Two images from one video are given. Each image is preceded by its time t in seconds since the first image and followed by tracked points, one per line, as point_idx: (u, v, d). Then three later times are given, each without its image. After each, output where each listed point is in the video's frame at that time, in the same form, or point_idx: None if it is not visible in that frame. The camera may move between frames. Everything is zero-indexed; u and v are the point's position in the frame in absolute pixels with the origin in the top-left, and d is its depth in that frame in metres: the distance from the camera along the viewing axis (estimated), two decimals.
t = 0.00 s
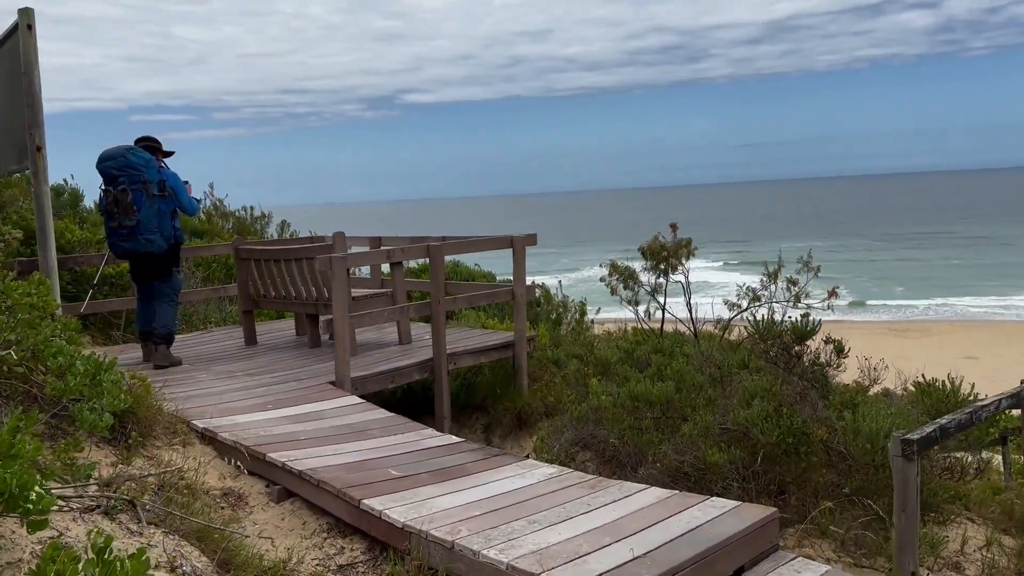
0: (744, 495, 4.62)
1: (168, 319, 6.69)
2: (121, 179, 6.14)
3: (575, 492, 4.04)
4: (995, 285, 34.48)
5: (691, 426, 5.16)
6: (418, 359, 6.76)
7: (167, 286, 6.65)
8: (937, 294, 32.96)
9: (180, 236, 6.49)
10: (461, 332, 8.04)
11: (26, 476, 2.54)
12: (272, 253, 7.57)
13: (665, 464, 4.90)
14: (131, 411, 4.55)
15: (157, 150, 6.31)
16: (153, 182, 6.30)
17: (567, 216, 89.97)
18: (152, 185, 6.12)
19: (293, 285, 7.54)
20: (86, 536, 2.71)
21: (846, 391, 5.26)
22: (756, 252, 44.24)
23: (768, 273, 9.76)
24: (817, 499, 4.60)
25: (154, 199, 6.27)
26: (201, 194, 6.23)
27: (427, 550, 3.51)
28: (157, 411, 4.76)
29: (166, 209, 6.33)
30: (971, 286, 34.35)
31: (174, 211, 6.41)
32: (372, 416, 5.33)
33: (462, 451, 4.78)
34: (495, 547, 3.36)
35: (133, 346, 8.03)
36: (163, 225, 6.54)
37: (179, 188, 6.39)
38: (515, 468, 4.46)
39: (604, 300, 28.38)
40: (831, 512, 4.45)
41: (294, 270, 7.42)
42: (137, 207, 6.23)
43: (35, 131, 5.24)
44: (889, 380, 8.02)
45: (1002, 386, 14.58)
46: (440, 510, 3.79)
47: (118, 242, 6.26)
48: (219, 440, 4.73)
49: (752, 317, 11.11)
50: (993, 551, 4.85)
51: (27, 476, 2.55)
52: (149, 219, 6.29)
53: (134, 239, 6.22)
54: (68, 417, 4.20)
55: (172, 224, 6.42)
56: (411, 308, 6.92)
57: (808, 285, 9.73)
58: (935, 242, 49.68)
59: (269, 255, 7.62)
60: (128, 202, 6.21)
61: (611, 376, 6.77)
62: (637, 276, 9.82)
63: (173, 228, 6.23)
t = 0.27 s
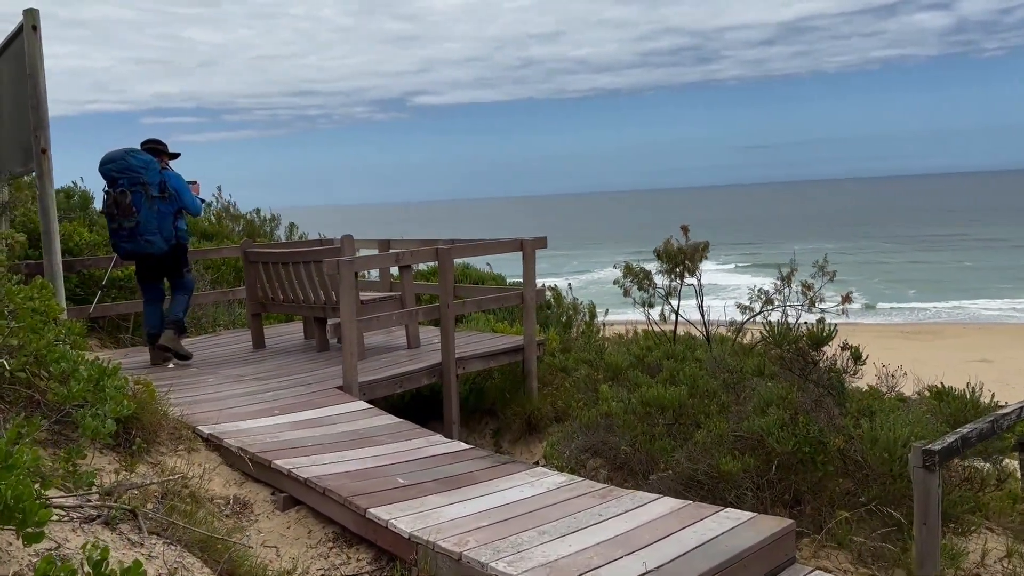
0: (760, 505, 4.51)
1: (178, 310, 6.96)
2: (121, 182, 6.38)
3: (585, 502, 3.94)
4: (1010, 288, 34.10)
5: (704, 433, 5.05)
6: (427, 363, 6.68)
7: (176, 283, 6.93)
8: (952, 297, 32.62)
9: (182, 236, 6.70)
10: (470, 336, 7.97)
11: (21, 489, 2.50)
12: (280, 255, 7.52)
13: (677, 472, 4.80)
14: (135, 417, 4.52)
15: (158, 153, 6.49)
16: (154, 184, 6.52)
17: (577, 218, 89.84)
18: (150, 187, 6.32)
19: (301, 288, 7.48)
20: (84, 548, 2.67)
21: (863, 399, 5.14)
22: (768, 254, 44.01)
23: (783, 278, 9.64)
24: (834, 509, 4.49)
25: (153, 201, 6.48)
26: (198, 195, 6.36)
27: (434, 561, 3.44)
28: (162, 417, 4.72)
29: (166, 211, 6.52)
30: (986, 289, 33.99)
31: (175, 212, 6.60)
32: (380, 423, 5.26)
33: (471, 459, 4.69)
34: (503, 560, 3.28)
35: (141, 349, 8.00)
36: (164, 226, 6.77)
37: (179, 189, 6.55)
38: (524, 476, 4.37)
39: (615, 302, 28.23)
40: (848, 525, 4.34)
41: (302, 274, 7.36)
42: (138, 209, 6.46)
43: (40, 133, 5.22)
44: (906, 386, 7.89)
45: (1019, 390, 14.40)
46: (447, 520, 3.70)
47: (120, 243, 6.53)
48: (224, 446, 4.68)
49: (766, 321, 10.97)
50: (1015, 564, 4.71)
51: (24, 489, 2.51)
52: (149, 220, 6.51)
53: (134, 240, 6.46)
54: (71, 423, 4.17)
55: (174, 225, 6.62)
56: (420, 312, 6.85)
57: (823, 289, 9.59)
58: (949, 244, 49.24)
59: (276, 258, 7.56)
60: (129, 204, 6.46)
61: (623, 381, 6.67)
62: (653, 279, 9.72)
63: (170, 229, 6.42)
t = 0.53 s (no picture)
0: (776, 514, 4.41)
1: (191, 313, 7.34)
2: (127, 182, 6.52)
3: (598, 510, 3.84)
4: None
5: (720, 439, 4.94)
6: (436, 367, 6.59)
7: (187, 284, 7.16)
8: (964, 299, 32.34)
9: (189, 235, 6.77)
10: (480, 340, 7.88)
11: (19, 498, 2.42)
12: (288, 258, 7.46)
13: (691, 480, 4.70)
14: (140, 422, 4.45)
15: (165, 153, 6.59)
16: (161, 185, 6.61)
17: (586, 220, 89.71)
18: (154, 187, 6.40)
19: (309, 291, 7.42)
20: (84, 561, 2.59)
21: (882, 405, 5.02)
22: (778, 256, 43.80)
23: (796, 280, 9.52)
24: (853, 518, 4.38)
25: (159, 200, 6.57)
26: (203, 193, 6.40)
27: (444, 572, 3.35)
28: (167, 422, 4.66)
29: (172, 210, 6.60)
30: (999, 291, 33.69)
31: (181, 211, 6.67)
32: (389, 428, 5.17)
33: (481, 465, 4.60)
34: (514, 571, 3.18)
35: (149, 353, 7.95)
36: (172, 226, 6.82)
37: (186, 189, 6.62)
38: (535, 483, 4.27)
39: (625, 304, 28.08)
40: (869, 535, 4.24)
41: (310, 276, 7.29)
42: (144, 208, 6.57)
43: (45, 134, 5.17)
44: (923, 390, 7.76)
45: None
46: (457, 529, 3.61)
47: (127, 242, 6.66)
48: (230, 451, 4.62)
49: (779, 325, 10.84)
50: None
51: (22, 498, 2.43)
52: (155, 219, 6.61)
53: (140, 238, 6.57)
54: (75, 428, 4.11)
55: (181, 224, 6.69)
56: (429, 315, 6.77)
57: (837, 292, 9.47)
58: (961, 246, 48.87)
59: (285, 261, 7.50)
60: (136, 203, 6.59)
61: (636, 386, 6.57)
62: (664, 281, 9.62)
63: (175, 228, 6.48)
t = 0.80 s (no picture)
0: (789, 526, 4.29)
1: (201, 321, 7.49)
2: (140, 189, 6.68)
3: (606, 523, 3.73)
4: None
5: (731, 448, 4.82)
6: (440, 372, 6.49)
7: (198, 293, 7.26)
8: (975, 302, 32.07)
9: (201, 241, 6.88)
10: (485, 344, 7.77)
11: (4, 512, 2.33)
12: (291, 261, 7.37)
13: (701, 490, 4.58)
14: (138, 429, 4.38)
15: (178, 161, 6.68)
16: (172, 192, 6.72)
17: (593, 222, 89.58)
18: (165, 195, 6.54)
19: (312, 295, 7.32)
20: None
21: (897, 414, 4.89)
22: (786, 258, 43.60)
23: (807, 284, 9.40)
24: (868, 531, 4.25)
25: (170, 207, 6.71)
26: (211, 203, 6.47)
27: None
28: (166, 429, 4.58)
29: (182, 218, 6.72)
30: (1010, 293, 33.41)
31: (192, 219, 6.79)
32: (392, 435, 5.07)
33: (485, 474, 4.48)
34: None
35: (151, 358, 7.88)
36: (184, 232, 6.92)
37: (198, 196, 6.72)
38: (541, 493, 4.16)
39: (631, 307, 27.94)
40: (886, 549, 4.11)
41: (314, 280, 7.20)
42: (155, 214, 6.72)
43: (45, 137, 5.10)
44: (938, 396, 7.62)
45: None
46: (461, 542, 3.51)
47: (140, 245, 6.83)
48: (230, 460, 4.53)
49: (788, 329, 10.71)
50: None
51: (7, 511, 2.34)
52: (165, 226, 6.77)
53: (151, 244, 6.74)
54: (70, 437, 4.04)
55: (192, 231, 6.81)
56: (433, 319, 6.66)
57: (848, 296, 9.34)
58: (970, 248, 48.55)
59: (288, 264, 7.41)
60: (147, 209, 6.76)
61: (645, 392, 6.45)
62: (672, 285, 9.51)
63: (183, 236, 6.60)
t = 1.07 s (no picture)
0: (801, 542, 4.13)
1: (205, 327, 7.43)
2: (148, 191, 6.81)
3: (609, 541, 3.58)
4: None
5: (739, 461, 4.66)
6: (441, 380, 6.35)
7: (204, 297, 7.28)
8: (983, 305, 31.83)
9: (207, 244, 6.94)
10: (487, 351, 7.63)
11: None
12: (289, 266, 7.24)
13: (708, 504, 4.42)
14: (127, 441, 4.25)
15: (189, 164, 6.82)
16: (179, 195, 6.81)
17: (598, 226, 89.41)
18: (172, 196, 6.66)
19: (310, 300, 7.20)
20: None
21: (911, 427, 4.72)
22: (792, 262, 43.40)
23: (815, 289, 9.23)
24: (881, 546, 4.08)
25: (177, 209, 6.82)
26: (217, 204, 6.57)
27: None
28: (156, 439, 4.45)
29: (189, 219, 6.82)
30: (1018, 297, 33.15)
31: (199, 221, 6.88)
32: (389, 445, 4.93)
33: (485, 487, 4.34)
34: None
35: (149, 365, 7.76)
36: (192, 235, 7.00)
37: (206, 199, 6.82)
38: (542, 508, 4.02)
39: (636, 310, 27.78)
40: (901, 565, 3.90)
41: (312, 285, 7.06)
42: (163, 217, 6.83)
43: (36, 140, 4.97)
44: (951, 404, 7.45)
45: None
46: (457, 561, 3.36)
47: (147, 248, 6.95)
48: (222, 472, 4.41)
49: (796, 335, 10.54)
50: None
51: None
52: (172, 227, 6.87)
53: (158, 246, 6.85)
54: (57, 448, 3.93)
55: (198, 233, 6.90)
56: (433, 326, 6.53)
57: (857, 301, 9.17)
58: (977, 251, 48.28)
59: (286, 269, 7.29)
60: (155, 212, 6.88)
61: (650, 401, 6.30)
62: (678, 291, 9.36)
63: (188, 238, 6.69)
